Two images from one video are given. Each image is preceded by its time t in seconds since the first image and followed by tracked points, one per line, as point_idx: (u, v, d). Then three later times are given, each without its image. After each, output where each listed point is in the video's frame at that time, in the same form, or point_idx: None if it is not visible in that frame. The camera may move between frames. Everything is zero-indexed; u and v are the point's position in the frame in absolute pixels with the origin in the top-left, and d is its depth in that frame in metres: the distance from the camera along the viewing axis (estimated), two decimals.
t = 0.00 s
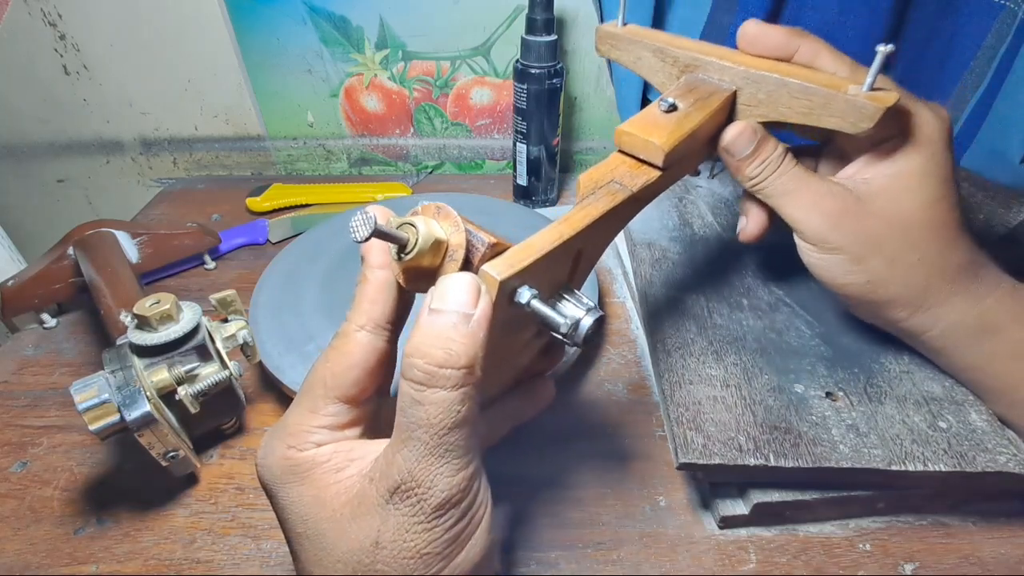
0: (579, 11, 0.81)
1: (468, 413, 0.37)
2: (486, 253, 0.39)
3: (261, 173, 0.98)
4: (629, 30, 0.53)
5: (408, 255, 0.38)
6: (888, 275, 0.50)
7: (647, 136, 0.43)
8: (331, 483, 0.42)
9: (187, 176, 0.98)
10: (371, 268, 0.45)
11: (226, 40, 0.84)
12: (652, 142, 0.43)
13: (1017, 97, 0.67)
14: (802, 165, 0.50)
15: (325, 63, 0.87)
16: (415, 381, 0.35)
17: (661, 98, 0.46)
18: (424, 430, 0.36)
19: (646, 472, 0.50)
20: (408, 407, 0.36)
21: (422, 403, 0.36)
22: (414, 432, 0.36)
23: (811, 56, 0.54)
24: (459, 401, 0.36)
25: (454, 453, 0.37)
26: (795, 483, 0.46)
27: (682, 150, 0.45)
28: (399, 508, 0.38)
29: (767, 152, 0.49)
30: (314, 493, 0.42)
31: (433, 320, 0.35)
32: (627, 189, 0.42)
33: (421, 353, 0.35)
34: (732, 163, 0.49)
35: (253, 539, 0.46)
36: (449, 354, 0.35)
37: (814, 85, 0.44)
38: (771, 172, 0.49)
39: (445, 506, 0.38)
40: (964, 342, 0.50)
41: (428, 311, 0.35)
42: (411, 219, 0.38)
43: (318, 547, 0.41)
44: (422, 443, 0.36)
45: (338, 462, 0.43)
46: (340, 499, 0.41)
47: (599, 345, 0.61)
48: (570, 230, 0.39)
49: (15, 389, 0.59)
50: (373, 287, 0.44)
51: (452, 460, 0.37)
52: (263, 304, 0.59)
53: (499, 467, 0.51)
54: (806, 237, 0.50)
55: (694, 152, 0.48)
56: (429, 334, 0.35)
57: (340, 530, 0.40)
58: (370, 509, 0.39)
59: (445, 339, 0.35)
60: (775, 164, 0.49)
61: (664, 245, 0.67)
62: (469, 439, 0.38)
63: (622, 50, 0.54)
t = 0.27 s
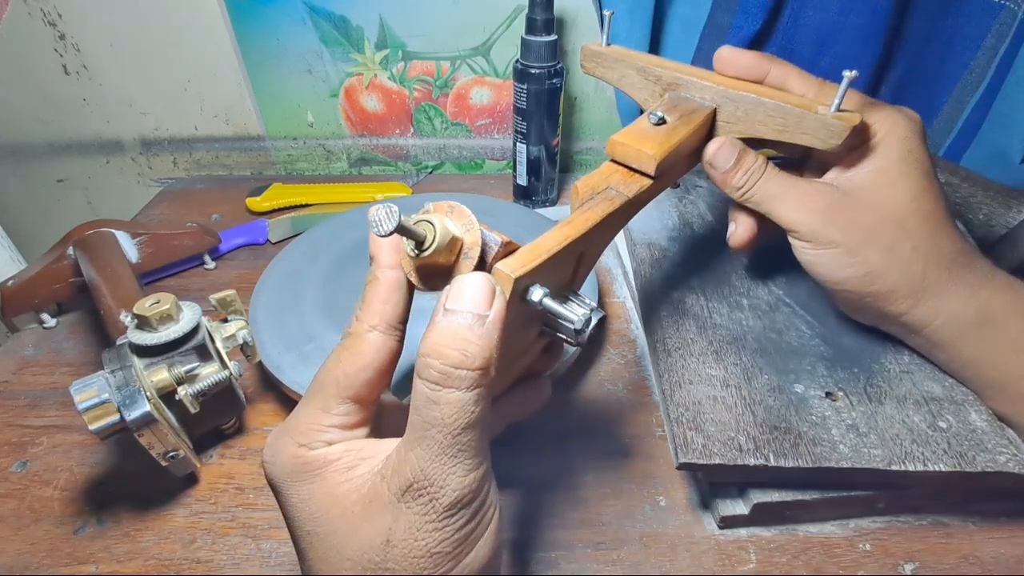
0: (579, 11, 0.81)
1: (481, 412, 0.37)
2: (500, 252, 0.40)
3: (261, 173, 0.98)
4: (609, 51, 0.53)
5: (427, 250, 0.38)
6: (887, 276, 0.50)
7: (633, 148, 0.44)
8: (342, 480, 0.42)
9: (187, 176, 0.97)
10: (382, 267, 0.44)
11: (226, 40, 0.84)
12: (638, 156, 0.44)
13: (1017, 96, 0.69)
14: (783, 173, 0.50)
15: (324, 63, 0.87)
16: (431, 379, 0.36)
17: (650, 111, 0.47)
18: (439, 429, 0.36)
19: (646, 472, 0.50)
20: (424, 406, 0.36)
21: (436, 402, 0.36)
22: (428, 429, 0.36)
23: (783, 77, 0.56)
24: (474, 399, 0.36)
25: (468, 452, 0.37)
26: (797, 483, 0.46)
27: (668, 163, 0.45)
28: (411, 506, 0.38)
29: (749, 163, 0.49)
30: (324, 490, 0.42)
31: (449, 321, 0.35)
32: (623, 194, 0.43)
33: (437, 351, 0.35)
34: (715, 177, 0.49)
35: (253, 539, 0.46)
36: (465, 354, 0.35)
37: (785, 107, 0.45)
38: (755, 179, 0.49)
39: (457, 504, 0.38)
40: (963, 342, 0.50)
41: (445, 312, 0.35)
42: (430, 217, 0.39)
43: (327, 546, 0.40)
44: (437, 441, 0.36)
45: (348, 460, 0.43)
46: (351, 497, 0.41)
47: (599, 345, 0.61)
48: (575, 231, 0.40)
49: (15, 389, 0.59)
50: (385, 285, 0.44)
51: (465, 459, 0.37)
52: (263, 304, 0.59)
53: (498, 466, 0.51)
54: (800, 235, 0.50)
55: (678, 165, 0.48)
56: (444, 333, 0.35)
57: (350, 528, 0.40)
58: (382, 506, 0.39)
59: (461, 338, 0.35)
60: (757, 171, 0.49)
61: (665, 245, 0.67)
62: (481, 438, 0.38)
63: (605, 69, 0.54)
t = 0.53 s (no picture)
0: (579, 11, 0.81)
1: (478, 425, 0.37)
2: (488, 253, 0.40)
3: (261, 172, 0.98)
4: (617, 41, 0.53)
5: (415, 252, 0.38)
6: (888, 276, 0.50)
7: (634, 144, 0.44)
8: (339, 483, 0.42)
9: (188, 176, 0.97)
10: (375, 265, 0.45)
11: (225, 39, 0.84)
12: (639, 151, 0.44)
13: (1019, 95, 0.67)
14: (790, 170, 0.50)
15: (324, 63, 0.87)
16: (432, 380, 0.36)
17: (653, 106, 0.47)
18: (438, 441, 0.36)
19: (646, 472, 0.50)
20: (422, 415, 0.36)
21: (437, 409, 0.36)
22: (427, 439, 0.36)
23: (793, 70, 0.56)
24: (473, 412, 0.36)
25: (465, 467, 0.37)
26: (796, 484, 0.46)
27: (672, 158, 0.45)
28: (406, 516, 0.38)
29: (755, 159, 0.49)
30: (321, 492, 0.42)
31: (452, 323, 0.35)
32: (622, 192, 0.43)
33: (438, 354, 0.35)
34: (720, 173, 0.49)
35: (253, 539, 0.46)
36: (468, 362, 0.34)
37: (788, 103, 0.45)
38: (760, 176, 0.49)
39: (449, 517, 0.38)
40: (963, 342, 0.50)
41: (451, 316, 0.35)
42: (417, 217, 0.38)
43: (322, 547, 0.41)
44: (435, 453, 0.36)
45: (345, 464, 0.43)
46: (348, 500, 0.41)
47: (599, 345, 0.61)
48: (568, 231, 0.40)
49: (15, 389, 0.59)
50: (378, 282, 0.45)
51: (461, 473, 0.37)
52: (263, 304, 0.59)
53: (498, 466, 0.51)
54: (804, 235, 0.50)
55: (682, 160, 0.48)
56: (448, 335, 0.35)
57: (345, 534, 0.40)
58: (377, 513, 0.39)
59: (464, 343, 0.34)
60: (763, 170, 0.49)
61: (664, 244, 0.67)
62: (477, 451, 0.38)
63: (612, 58, 0.54)
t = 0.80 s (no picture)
0: (579, 11, 0.81)
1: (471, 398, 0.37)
2: (477, 261, 0.40)
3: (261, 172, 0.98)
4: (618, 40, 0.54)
5: (403, 261, 0.38)
6: (888, 276, 0.50)
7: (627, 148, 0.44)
8: (336, 474, 0.42)
9: (188, 176, 0.97)
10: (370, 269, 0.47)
11: (225, 39, 0.84)
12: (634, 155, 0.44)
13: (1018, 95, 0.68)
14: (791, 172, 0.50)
15: (324, 63, 0.87)
16: (420, 371, 0.36)
17: (649, 108, 0.47)
18: (428, 416, 0.36)
19: (646, 472, 0.50)
20: (411, 393, 0.37)
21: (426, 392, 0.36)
22: (417, 415, 0.37)
23: (796, 71, 0.55)
24: (462, 387, 0.36)
25: (458, 438, 0.37)
26: (795, 483, 0.46)
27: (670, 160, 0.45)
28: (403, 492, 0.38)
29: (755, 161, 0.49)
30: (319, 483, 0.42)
31: (435, 314, 0.35)
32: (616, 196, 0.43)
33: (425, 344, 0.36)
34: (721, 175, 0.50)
35: (253, 539, 0.46)
36: (452, 342, 0.35)
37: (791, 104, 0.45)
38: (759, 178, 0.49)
39: (450, 491, 0.38)
40: (963, 342, 0.50)
41: (429, 302, 0.35)
42: (405, 228, 0.39)
43: (322, 539, 0.41)
44: (426, 428, 0.36)
45: (342, 453, 0.43)
46: (346, 490, 0.41)
47: (599, 345, 0.61)
48: (558, 238, 0.40)
49: (15, 389, 0.59)
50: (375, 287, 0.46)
51: (456, 446, 0.37)
52: (263, 304, 0.59)
53: (499, 466, 0.51)
54: (804, 238, 0.50)
55: (681, 160, 0.48)
56: (431, 325, 0.35)
57: (344, 521, 0.40)
58: (375, 495, 0.39)
59: (449, 328, 0.35)
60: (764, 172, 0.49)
61: (664, 244, 0.67)
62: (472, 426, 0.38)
63: (613, 56, 0.54)
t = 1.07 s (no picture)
0: (579, 11, 0.81)
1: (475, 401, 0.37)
2: (478, 258, 0.39)
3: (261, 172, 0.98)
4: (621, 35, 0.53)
5: (404, 259, 0.38)
6: (888, 277, 0.50)
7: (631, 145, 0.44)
8: (336, 472, 0.42)
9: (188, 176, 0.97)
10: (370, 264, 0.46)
11: (225, 39, 0.84)
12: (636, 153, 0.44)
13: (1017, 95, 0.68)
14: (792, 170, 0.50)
15: (324, 63, 0.87)
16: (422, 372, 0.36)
17: (652, 105, 0.47)
18: (430, 419, 0.36)
19: (645, 472, 0.50)
20: (414, 396, 0.37)
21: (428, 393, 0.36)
22: (420, 419, 0.37)
23: (801, 65, 0.56)
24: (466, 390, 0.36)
25: (461, 441, 0.37)
26: (795, 483, 0.46)
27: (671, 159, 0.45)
28: (404, 495, 0.38)
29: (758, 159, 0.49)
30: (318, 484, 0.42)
31: (438, 315, 0.35)
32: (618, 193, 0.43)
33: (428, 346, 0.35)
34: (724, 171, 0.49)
35: (253, 539, 0.46)
36: (457, 345, 0.35)
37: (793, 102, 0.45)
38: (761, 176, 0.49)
39: (451, 495, 0.38)
40: (964, 343, 0.50)
41: (432, 304, 0.35)
42: (406, 225, 0.39)
43: (323, 541, 0.41)
44: (429, 430, 0.36)
45: (343, 452, 0.43)
46: (347, 489, 0.41)
47: (599, 345, 0.61)
48: (560, 234, 0.40)
49: (15, 389, 0.59)
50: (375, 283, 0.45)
51: (458, 448, 0.37)
52: (263, 304, 0.59)
53: (499, 466, 0.51)
54: (804, 239, 0.50)
55: (684, 157, 0.48)
56: (436, 328, 0.35)
57: (345, 522, 0.40)
58: (376, 497, 0.39)
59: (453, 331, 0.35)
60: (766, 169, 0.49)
61: (664, 245, 0.67)
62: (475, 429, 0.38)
63: (615, 52, 0.54)
